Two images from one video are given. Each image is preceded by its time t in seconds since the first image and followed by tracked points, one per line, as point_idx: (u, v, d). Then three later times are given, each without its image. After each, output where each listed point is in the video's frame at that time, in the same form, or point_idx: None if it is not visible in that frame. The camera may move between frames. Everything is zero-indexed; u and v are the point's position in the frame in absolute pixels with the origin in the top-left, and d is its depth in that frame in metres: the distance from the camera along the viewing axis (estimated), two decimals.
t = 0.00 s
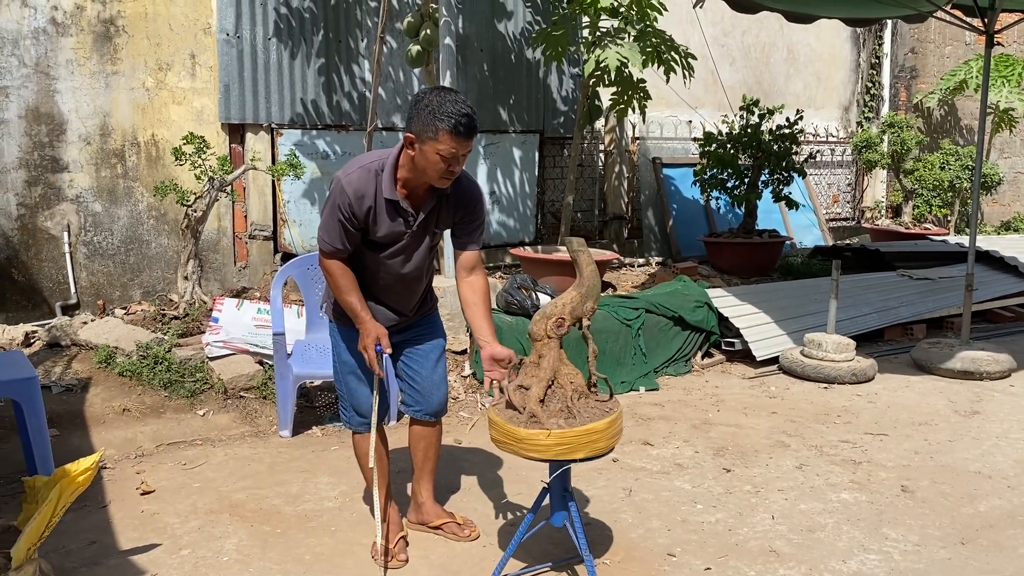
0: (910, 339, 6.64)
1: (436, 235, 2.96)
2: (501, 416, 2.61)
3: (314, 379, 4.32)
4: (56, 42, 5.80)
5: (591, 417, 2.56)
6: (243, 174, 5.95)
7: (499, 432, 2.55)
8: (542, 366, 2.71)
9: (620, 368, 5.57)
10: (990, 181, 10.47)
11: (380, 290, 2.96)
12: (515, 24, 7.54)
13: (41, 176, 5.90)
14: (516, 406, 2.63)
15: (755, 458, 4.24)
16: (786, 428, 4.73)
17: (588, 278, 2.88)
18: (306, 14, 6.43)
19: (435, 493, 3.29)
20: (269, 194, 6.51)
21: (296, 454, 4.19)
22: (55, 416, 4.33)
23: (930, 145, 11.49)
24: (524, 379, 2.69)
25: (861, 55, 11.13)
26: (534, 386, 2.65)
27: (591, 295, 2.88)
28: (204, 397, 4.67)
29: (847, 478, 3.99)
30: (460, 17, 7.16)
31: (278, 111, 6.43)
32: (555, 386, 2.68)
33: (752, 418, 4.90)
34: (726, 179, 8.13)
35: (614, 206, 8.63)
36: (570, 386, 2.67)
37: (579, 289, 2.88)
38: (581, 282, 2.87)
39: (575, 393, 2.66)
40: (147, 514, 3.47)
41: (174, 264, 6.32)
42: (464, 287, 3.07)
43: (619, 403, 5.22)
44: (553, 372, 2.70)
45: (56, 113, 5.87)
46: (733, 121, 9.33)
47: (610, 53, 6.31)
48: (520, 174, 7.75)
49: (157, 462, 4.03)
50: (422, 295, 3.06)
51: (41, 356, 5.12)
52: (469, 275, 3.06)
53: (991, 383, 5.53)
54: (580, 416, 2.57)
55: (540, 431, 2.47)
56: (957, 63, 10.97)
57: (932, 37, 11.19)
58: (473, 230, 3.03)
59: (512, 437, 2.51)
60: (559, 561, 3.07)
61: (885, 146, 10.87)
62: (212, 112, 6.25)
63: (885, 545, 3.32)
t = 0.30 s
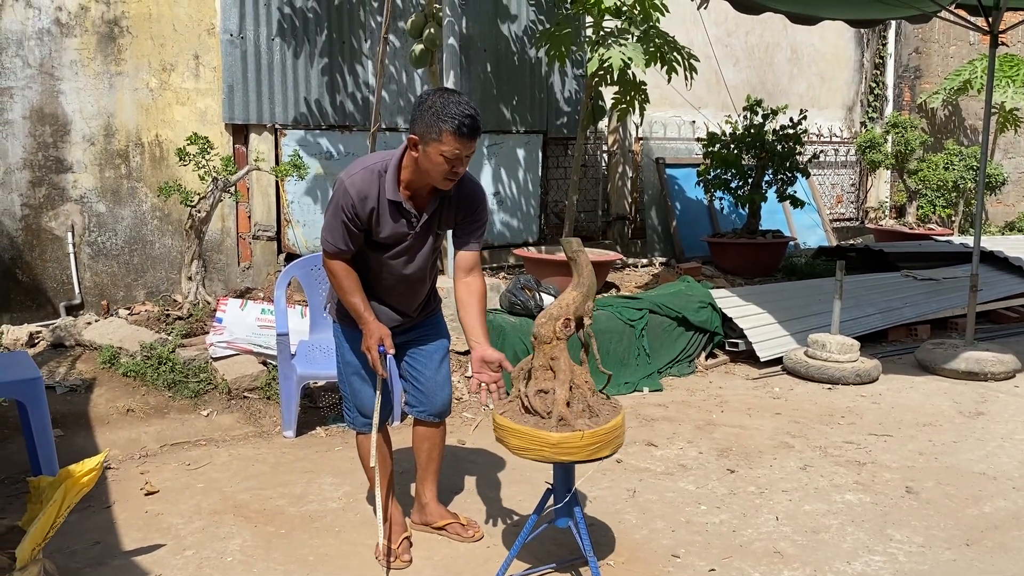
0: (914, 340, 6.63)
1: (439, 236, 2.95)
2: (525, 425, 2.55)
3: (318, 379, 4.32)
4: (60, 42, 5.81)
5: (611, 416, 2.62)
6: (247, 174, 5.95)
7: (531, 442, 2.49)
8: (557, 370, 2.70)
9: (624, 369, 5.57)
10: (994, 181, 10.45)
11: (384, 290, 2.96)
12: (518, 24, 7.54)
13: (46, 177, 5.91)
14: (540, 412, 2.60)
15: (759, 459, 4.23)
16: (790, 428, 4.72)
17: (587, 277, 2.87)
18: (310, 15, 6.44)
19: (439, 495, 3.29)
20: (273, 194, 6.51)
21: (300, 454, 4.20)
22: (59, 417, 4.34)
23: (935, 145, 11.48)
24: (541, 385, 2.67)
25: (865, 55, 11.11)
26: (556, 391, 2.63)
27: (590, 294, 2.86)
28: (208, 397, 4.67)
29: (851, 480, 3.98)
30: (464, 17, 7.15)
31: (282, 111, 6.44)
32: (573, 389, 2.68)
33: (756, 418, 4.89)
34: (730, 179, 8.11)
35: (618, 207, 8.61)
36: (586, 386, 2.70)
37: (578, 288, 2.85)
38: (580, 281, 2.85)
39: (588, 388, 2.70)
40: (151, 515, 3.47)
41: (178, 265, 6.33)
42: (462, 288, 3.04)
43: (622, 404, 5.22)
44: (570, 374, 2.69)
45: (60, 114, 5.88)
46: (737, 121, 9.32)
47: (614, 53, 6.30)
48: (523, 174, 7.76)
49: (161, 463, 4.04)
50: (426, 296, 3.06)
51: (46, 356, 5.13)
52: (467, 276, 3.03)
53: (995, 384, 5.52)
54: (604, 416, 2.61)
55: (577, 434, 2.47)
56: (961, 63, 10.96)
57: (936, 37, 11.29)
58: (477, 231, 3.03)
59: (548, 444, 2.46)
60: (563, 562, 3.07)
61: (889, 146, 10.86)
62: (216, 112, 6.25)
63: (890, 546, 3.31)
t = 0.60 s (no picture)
0: (917, 340, 6.62)
1: (442, 236, 2.96)
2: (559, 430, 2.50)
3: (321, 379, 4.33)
4: (63, 43, 5.82)
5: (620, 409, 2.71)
6: (250, 174, 5.96)
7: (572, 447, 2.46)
8: (571, 371, 2.70)
9: (626, 369, 5.57)
10: (997, 181, 10.44)
11: (387, 291, 2.96)
12: (520, 25, 7.54)
13: (49, 177, 5.92)
14: (569, 415, 2.58)
15: (762, 460, 4.23)
16: (793, 429, 4.71)
17: (581, 274, 2.81)
18: (313, 14, 6.44)
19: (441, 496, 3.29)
20: (276, 195, 6.52)
21: (303, 454, 4.20)
22: (62, 416, 4.35)
23: (938, 145, 11.48)
24: (562, 387, 2.65)
25: (868, 55, 11.09)
26: (579, 391, 2.63)
27: (587, 291, 2.83)
28: (211, 397, 4.68)
29: (854, 480, 3.97)
30: (466, 18, 7.16)
31: (284, 111, 6.44)
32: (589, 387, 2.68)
33: (759, 419, 4.88)
34: (733, 179, 8.10)
35: (621, 207, 8.61)
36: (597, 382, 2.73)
37: (573, 285, 2.80)
38: (575, 280, 2.80)
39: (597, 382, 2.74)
40: (154, 514, 3.48)
41: (182, 265, 6.33)
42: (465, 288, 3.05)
43: (625, 404, 5.22)
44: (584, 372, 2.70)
45: (63, 114, 5.89)
46: (739, 122, 9.31)
47: (616, 53, 6.30)
48: (526, 174, 7.76)
49: (164, 462, 4.05)
50: (429, 297, 3.06)
51: (49, 356, 5.15)
52: (469, 276, 3.03)
53: (998, 384, 5.51)
54: (618, 410, 2.68)
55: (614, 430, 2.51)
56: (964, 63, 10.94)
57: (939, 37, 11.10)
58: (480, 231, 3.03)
59: (591, 444, 2.47)
60: (564, 562, 3.07)
61: (891, 147, 10.85)
62: (219, 113, 6.26)
63: (893, 547, 3.31)
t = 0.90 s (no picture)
0: (920, 340, 6.61)
1: (448, 225, 2.96)
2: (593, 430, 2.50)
3: (323, 379, 4.29)
4: (66, 43, 5.83)
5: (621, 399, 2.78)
6: (252, 174, 5.96)
7: (603, 444, 2.48)
8: (585, 370, 2.68)
9: (629, 369, 5.57)
10: (1000, 181, 10.42)
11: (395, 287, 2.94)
12: (523, 25, 7.53)
13: (52, 177, 5.93)
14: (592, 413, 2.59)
15: (764, 460, 4.23)
16: (795, 429, 4.71)
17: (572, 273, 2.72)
18: (315, 14, 6.45)
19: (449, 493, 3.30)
20: (278, 195, 6.53)
21: (305, 454, 4.20)
22: (65, 416, 4.36)
23: (941, 144, 11.48)
24: (579, 388, 2.64)
25: (871, 54, 11.08)
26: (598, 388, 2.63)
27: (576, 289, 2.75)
28: (213, 397, 4.68)
29: (856, 481, 3.97)
30: (468, 18, 7.16)
31: (287, 112, 6.44)
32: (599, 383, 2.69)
33: (762, 420, 4.87)
34: (735, 180, 8.09)
35: (623, 207, 8.60)
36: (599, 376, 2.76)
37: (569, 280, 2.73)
38: (569, 281, 2.71)
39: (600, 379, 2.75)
40: (156, 515, 3.48)
41: (184, 265, 6.34)
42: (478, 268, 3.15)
43: (627, 404, 5.21)
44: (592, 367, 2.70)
45: (66, 114, 5.90)
46: (742, 121, 9.30)
47: (618, 52, 6.29)
48: (528, 173, 7.76)
49: (167, 462, 4.05)
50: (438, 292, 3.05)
51: (52, 355, 5.16)
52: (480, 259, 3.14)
53: (1001, 384, 5.50)
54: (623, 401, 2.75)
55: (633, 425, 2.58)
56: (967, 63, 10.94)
57: (942, 37, 11.22)
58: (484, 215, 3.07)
59: (620, 440, 2.51)
60: (566, 563, 3.06)
61: (894, 146, 10.84)
62: (221, 113, 6.27)
63: (895, 548, 3.30)
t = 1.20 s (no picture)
0: (922, 341, 6.60)
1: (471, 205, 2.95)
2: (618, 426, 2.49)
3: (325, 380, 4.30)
4: (68, 44, 5.84)
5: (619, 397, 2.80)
6: (254, 174, 5.96)
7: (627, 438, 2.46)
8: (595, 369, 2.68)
9: (631, 369, 5.57)
10: (1003, 181, 10.41)
11: (420, 276, 2.90)
12: (525, 25, 7.54)
13: (54, 177, 5.94)
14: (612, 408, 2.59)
15: (766, 461, 4.22)
16: (797, 430, 4.70)
17: (565, 273, 2.71)
18: (317, 14, 6.44)
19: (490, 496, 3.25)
20: (280, 195, 6.54)
21: (307, 454, 4.21)
22: (67, 416, 4.36)
23: (943, 144, 11.48)
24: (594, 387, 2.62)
25: (873, 54, 11.06)
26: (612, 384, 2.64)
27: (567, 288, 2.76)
28: (215, 397, 4.69)
29: (858, 481, 3.96)
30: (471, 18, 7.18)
31: (289, 112, 6.45)
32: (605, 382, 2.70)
33: (764, 420, 4.87)
34: (737, 180, 8.09)
35: (625, 208, 8.61)
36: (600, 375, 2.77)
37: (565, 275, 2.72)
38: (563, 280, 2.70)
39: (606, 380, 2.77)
40: (159, 515, 3.48)
41: (186, 265, 6.34)
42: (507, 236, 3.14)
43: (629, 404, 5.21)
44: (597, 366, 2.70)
45: (68, 115, 5.91)
46: (744, 122, 9.30)
47: (620, 54, 6.31)
48: (530, 173, 7.75)
49: (169, 463, 4.06)
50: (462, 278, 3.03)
51: (55, 356, 5.17)
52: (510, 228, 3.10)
53: (1003, 385, 5.49)
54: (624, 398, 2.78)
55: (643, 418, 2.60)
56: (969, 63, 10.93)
57: (945, 37, 11.24)
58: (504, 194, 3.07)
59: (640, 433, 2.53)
60: (569, 564, 3.05)
61: (897, 147, 10.82)
62: (223, 113, 6.27)
63: (897, 549, 3.30)
